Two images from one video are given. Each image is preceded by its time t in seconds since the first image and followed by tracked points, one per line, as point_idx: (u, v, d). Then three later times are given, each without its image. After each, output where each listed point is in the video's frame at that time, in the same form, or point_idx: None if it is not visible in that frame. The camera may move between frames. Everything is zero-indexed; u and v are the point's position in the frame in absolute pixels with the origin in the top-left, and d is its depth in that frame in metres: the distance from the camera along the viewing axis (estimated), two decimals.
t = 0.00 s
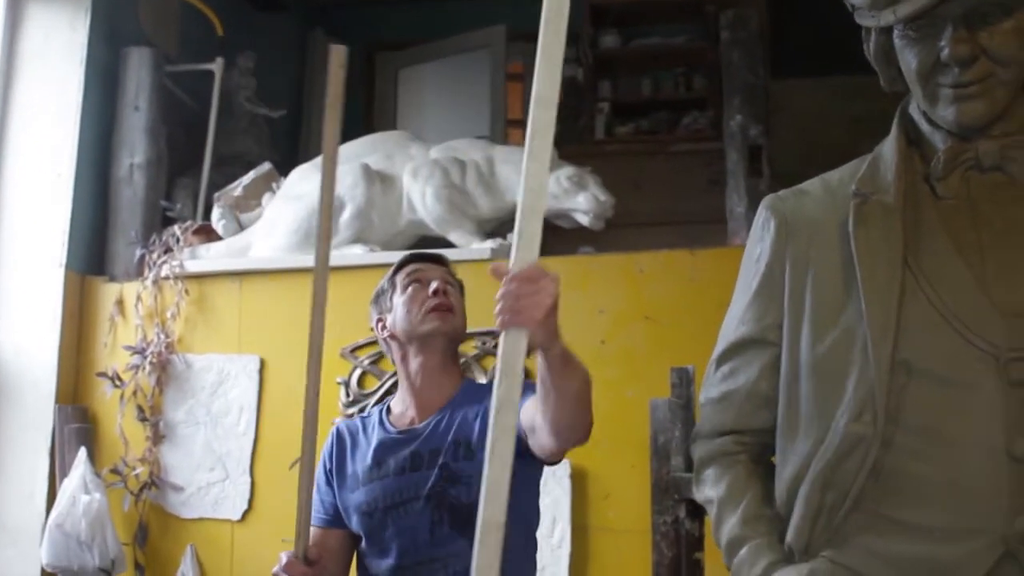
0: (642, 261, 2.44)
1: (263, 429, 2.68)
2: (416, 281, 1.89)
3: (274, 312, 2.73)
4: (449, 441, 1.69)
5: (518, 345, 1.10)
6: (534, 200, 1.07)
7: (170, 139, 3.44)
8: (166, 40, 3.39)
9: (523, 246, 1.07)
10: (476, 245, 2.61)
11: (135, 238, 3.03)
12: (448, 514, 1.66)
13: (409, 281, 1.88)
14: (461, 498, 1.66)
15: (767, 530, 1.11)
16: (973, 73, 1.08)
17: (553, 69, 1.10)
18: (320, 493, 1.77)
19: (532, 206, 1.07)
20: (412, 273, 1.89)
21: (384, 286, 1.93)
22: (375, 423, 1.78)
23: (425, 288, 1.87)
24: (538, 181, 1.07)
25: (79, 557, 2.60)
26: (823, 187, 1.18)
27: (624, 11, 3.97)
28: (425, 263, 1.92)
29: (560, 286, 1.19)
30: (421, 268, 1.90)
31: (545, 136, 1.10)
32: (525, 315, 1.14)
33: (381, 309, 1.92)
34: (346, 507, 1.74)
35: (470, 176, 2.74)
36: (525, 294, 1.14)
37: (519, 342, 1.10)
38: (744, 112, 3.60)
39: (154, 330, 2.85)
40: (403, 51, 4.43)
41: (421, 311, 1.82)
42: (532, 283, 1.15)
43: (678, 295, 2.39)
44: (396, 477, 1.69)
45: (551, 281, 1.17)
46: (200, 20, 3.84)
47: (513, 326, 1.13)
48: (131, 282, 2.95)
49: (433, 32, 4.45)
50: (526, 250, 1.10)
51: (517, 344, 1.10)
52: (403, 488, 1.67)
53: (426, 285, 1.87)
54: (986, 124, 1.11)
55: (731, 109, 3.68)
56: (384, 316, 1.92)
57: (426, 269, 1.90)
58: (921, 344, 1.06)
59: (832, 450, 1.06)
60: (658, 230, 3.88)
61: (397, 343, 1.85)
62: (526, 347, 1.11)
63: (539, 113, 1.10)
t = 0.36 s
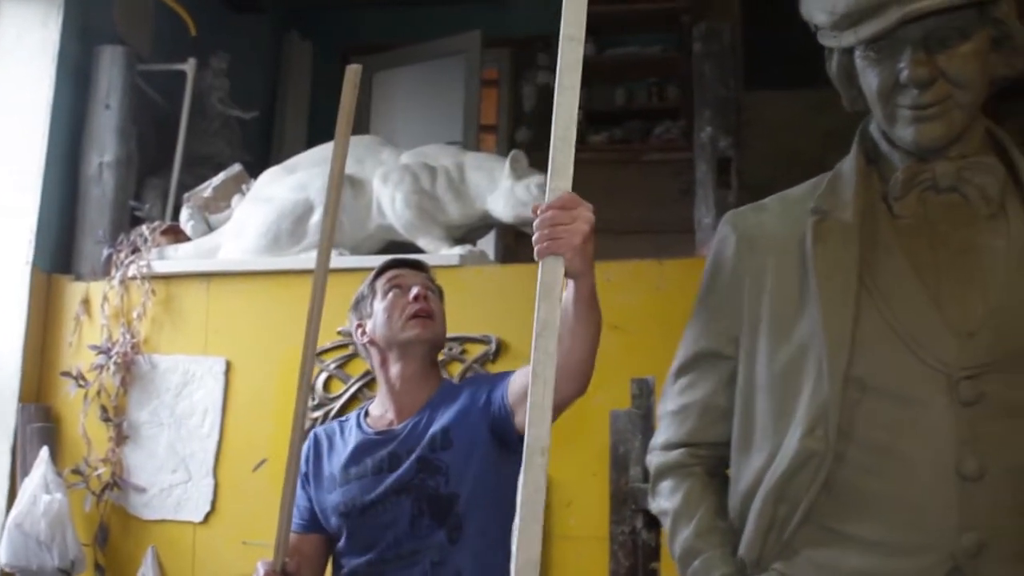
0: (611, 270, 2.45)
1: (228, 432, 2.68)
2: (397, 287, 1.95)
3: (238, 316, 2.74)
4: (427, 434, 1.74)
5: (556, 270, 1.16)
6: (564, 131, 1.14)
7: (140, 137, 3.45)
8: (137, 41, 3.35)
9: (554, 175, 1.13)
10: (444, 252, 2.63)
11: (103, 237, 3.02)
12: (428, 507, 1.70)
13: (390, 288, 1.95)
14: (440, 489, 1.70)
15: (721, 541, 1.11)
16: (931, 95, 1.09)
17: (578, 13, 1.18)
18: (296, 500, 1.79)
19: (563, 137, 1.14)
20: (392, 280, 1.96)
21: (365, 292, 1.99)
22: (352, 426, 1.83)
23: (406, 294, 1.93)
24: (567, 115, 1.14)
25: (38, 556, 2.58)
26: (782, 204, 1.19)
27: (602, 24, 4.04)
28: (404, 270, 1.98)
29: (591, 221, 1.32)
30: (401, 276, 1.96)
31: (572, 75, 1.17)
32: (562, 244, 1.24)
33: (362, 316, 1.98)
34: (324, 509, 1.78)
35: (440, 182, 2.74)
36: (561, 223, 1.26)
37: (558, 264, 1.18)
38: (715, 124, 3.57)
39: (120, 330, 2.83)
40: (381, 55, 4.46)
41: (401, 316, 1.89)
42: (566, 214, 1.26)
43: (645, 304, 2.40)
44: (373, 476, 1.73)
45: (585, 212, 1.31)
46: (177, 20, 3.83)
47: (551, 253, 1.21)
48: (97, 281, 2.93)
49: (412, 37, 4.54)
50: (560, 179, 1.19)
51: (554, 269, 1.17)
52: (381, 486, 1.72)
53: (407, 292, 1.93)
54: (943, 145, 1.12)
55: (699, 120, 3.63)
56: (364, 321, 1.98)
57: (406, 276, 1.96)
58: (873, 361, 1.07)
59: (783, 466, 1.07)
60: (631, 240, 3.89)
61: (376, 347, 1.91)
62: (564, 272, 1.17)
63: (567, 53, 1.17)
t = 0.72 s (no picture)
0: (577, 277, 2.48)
1: (196, 439, 2.69)
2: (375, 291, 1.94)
3: (205, 320, 2.75)
4: (402, 437, 1.74)
5: (557, 273, 1.12)
6: (562, 140, 1.12)
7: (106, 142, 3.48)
8: (108, 44, 3.55)
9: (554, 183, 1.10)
10: (413, 257, 2.68)
11: (70, 244, 3.07)
12: (402, 510, 1.70)
13: (368, 291, 1.93)
14: (415, 492, 1.70)
15: (679, 547, 1.12)
16: (884, 107, 1.11)
17: (576, 25, 1.16)
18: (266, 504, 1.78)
19: (560, 145, 1.12)
20: (369, 285, 1.94)
21: (340, 296, 1.97)
22: (324, 429, 1.82)
23: (384, 299, 1.92)
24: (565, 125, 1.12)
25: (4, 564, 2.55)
26: (739, 214, 1.20)
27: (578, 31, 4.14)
28: (383, 274, 1.97)
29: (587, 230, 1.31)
30: (379, 281, 1.94)
31: (569, 86, 1.15)
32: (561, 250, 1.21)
33: (337, 317, 1.96)
34: (295, 512, 1.76)
35: (409, 189, 2.76)
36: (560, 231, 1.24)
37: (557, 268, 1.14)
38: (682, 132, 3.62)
39: (87, 336, 2.84)
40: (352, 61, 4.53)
41: (379, 322, 1.87)
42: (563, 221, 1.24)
43: (612, 310, 2.42)
44: (347, 478, 1.73)
45: (580, 218, 1.29)
46: (145, 24, 3.88)
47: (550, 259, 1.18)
48: (64, 288, 2.95)
49: (383, 43, 4.61)
50: (557, 188, 1.16)
51: (551, 273, 1.12)
52: (356, 489, 1.71)
53: (385, 297, 1.92)
54: (895, 157, 1.13)
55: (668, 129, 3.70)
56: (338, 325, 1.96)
57: (385, 280, 1.95)
58: (827, 370, 1.09)
59: (739, 473, 1.08)
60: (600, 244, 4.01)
61: (351, 352, 1.89)
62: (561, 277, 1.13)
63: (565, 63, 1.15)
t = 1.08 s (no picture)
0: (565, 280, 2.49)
1: (185, 446, 2.69)
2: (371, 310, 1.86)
3: (194, 326, 2.75)
4: (394, 440, 1.74)
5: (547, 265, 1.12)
6: (553, 134, 1.10)
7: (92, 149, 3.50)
8: (90, 50, 3.55)
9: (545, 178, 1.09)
10: (401, 262, 2.69)
11: (58, 251, 3.10)
12: (395, 512, 1.69)
13: (364, 309, 1.85)
14: (407, 494, 1.70)
15: (664, 549, 1.13)
16: (861, 108, 1.12)
17: (564, 23, 1.15)
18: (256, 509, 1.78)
19: (551, 140, 1.11)
20: (368, 301, 1.85)
21: (337, 299, 1.89)
22: (314, 434, 1.81)
23: (378, 322, 1.84)
24: (555, 119, 1.10)
25: None
26: (719, 216, 1.21)
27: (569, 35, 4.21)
28: (382, 288, 1.88)
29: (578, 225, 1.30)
30: (378, 297, 1.86)
31: (557, 82, 1.13)
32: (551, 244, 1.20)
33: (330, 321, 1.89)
34: (287, 516, 1.76)
35: (397, 194, 2.77)
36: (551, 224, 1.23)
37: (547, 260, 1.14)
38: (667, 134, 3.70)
39: (76, 344, 2.85)
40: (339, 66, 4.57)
41: (372, 351, 1.81)
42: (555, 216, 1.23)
43: (600, 311, 2.44)
44: (339, 482, 1.72)
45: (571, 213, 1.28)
46: (129, 30, 3.91)
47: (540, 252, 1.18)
48: (53, 295, 2.96)
49: (369, 47, 4.63)
50: (549, 183, 1.15)
51: (542, 265, 1.13)
52: (348, 492, 1.71)
53: (381, 319, 1.84)
54: (873, 158, 1.14)
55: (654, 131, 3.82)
56: (332, 327, 1.89)
57: (382, 298, 1.86)
58: (807, 370, 1.10)
59: (722, 473, 1.09)
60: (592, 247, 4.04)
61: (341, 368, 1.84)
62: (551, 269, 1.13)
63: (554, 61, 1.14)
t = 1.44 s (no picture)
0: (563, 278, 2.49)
1: (185, 449, 2.70)
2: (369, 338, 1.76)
3: (192, 329, 2.76)
4: (389, 439, 1.74)
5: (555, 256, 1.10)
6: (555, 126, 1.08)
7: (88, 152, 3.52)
8: (90, 54, 3.66)
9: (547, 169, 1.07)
10: (398, 263, 2.71)
11: (56, 255, 3.11)
12: (390, 512, 1.70)
13: (362, 338, 1.75)
14: (403, 494, 1.70)
15: (658, 547, 1.13)
16: (850, 105, 1.12)
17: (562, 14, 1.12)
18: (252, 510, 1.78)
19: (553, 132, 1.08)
20: (369, 325, 1.75)
21: (340, 312, 1.78)
22: (312, 436, 1.81)
23: (375, 353, 1.75)
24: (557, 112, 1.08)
25: None
26: (712, 214, 1.21)
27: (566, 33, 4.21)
28: (383, 315, 1.76)
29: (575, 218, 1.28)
30: (380, 322, 1.76)
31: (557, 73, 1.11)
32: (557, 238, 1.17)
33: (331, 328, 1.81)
34: (284, 517, 1.76)
35: (394, 194, 2.78)
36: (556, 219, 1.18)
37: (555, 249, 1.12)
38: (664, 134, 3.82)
39: (75, 347, 2.87)
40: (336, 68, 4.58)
41: (368, 382, 1.74)
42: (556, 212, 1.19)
43: (598, 311, 2.44)
44: (337, 483, 1.73)
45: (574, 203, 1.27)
46: (125, 32, 3.93)
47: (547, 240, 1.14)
48: (51, 299, 2.97)
49: (367, 49, 4.64)
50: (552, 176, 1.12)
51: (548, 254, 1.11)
52: (343, 492, 1.71)
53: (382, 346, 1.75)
54: (863, 155, 1.14)
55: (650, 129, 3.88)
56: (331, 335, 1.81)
57: (382, 328, 1.76)
58: (799, 367, 1.10)
59: (715, 470, 1.08)
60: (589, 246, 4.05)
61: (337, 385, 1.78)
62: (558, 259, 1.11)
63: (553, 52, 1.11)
